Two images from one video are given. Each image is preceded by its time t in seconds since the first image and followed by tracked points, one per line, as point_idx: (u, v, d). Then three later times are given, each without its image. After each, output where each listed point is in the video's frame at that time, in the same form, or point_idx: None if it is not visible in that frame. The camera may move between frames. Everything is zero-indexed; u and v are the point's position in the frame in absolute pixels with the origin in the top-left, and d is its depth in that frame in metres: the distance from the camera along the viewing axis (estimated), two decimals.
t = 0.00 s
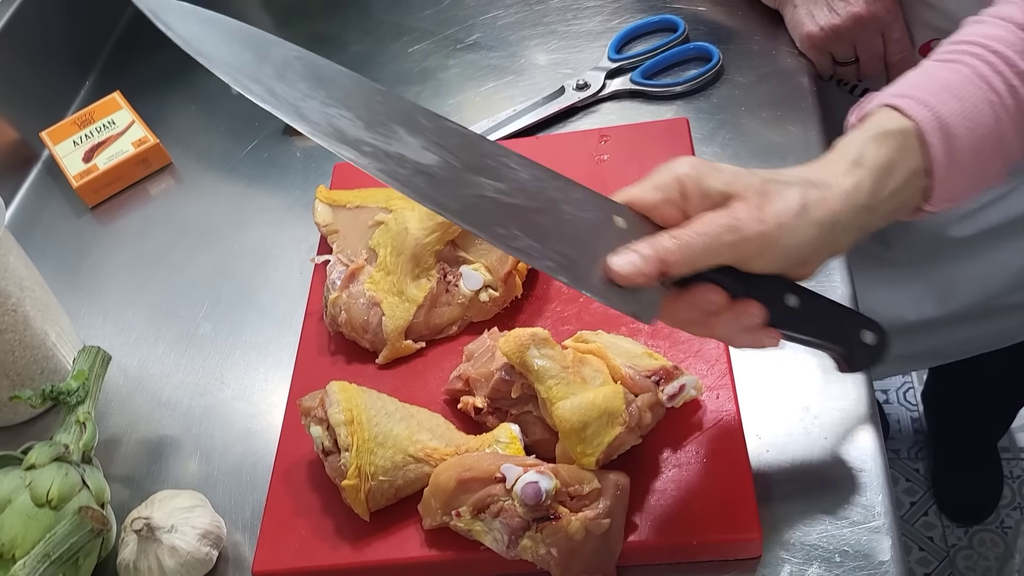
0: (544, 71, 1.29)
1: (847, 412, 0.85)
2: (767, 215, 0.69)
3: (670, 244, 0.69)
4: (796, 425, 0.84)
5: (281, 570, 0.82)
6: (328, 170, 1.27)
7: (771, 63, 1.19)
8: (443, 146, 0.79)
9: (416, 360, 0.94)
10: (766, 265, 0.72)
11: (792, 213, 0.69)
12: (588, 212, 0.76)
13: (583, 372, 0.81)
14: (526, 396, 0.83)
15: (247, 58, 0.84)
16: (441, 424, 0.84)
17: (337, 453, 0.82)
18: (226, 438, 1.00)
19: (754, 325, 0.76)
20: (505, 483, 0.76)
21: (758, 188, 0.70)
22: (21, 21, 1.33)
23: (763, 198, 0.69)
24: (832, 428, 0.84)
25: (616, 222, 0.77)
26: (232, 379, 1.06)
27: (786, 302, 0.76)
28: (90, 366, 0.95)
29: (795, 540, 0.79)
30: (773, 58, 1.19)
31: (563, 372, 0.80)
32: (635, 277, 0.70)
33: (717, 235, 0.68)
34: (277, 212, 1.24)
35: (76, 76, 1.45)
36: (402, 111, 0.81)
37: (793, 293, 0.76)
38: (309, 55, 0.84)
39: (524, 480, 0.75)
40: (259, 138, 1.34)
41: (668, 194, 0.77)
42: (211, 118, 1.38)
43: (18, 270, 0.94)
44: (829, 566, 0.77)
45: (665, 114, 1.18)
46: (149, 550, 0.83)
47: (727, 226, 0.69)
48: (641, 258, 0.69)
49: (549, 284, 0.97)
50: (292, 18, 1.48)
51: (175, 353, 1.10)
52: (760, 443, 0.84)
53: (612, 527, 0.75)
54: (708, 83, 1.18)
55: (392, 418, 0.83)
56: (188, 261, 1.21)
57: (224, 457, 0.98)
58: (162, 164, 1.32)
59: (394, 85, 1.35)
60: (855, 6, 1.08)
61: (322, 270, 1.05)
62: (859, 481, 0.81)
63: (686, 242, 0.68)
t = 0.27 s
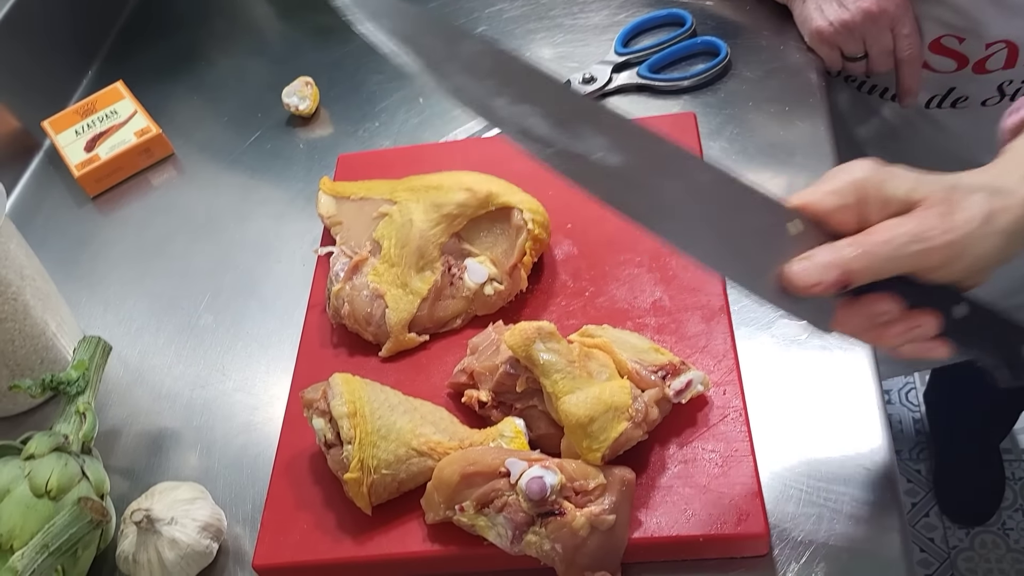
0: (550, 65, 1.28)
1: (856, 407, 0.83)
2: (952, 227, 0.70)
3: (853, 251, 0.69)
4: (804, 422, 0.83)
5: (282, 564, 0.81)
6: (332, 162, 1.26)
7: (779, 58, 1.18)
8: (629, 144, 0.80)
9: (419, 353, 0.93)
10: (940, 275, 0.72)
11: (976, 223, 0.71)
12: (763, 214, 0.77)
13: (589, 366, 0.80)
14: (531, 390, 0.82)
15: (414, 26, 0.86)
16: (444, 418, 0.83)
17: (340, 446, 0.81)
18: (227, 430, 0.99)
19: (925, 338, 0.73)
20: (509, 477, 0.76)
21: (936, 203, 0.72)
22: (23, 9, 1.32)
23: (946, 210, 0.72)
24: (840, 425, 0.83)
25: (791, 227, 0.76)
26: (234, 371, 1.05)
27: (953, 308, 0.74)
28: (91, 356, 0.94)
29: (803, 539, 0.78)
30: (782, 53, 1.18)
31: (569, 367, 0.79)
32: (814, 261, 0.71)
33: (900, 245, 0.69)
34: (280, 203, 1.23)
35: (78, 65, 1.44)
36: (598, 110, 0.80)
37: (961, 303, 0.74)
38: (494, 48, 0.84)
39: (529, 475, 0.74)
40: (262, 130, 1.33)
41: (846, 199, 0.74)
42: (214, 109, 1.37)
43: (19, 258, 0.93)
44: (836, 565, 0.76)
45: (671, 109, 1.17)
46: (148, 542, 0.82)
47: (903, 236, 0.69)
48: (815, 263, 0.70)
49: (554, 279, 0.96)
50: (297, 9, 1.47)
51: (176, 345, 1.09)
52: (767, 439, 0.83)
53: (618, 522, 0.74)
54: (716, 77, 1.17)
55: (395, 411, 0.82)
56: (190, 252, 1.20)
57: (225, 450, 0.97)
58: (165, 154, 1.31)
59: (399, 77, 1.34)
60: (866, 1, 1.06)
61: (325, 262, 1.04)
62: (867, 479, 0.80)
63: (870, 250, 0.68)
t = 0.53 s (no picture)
0: (557, 60, 1.26)
1: (870, 411, 0.82)
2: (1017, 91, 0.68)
3: (913, 113, 0.68)
4: (815, 425, 0.82)
5: (281, 565, 0.79)
6: (336, 156, 1.24)
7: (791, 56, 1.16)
8: (708, 15, 0.83)
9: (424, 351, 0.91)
10: (1003, 138, 0.72)
11: None
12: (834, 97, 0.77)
13: (598, 367, 0.77)
14: (537, 390, 0.80)
15: None
16: (448, 417, 0.81)
17: (341, 445, 0.79)
18: (226, 427, 0.97)
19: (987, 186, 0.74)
20: (514, 479, 0.74)
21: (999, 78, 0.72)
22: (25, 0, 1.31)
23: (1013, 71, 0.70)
24: (852, 429, 0.81)
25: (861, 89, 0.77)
26: (234, 367, 1.03)
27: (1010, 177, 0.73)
28: (89, 351, 0.92)
29: (814, 545, 0.76)
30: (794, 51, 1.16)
31: (577, 367, 0.77)
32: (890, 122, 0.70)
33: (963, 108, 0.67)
34: (282, 198, 1.21)
35: (80, 58, 1.42)
36: None
37: None
38: None
39: (535, 477, 0.72)
40: (266, 123, 1.31)
41: (920, 61, 0.75)
42: (216, 102, 1.36)
43: (16, 251, 0.91)
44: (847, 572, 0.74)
45: (681, 106, 1.16)
46: (145, 541, 0.80)
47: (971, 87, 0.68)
48: (881, 122, 0.70)
49: (560, 277, 0.94)
50: (301, 2, 1.45)
51: (176, 341, 1.08)
52: (777, 443, 0.82)
53: (625, 526, 0.73)
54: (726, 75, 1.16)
55: (398, 410, 0.80)
56: (191, 246, 1.18)
57: (224, 447, 0.95)
58: (167, 147, 1.29)
59: (405, 72, 1.32)
60: None
61: (327, 258, 1.02)
62: (880, 484, 0.78)
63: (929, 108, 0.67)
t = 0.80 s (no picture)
0: (564, 50, 1.24)
1: (880, 412, 0.81)
2: (939, 56, 0.83)
3: (847, 77, 0.82)
4: (825, 423, 0.81)
5: (278, 561, 0.78)
6: (338, 144, 1.22)
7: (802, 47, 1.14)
8: None
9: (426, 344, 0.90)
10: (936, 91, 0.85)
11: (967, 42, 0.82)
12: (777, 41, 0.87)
13: (603, 362, 0.77)
14: (541, 385, 0.79)
15: None
16: (450, 412, 0.80)
17: (341, 439, 0.77)
18: (223, 419, 0.96)
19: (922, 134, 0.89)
20: (517, 476, 0.72)
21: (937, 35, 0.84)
22: None
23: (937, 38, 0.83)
24: (862, 428, 0.80)
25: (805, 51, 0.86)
26: (232, 358, 1.01)
27: (961, 111, 0.85)
28: (84, 339, 0.91)
29: (823, 547, 0.75)
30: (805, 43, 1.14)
31: (582, 362, 0.75)
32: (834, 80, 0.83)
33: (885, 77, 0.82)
34: (283, 186, 1.19)
35: (78, 42, 1.40)
36: None
37: (969, 105, 0.84)
38: None
39: (538, 474, 0.71)
40: (266, 110, 1.29)
41: (852, 27, 0.89)
42: (217, 88, 1.34)
43: (11, 236, 0.89)
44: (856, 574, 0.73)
45: (689, 97, 1.14)
46: (139, 534, 0.79)
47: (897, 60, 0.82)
48: (819, 85, 0.84)
49: (566, 269, 0.92)
50: None
51: (173, 330, 1.06)
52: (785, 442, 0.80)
53: (630, 526, 0.71)
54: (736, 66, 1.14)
55: (399, 404, 0.79)
56: (189, 233, 1.17)
57: (221, 439, 0.94)
58: (166, 133, 1.27)
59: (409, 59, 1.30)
60: None
61: (328, 248, 1.00)
62: (890, 486, 0.77)
63: (861, 77, 0.82)
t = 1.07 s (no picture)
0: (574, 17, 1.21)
1: (896, 392, 0.79)
2: (903, 20, 0.81)
3: (819, 49, 0.81)
4: (840, 402, 0.79)
5: (279, 537, 0.76)
6: (341, 112, 1.20)
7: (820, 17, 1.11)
8: None
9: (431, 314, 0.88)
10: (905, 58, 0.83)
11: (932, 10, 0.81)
12: None
13: (614, 338, 0.74)
14: (550, 361, 0.77)
15: None
16: (457, 387, 0.77)
17: (344, 414, 0.76)
18: (224, 391, 0.94)
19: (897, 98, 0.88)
20: (526, 454, 0.71)
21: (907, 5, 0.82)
22: None
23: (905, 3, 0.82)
24: (877, 408, 0.79)
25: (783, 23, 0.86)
26: (233, 329, 0.99)
27: (937, 74, 0.82)
28: (81, 309, 0.89)
29: (837, 529, 0.73)
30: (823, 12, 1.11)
31: (593, 339, 0.73)
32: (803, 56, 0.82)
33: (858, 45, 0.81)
34: (285, 154, 1.16)
35: (76, 4, 1.37)
36: None
37: (942, 69, 0.82)
38: None
39: (547, 453, 0.69)
40: (268, 76, 1.26)
41: None
42: (217, 53, 1.31)
43: (6, 203, 0.87)
44: (871, 557, 0.71)
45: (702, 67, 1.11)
46: (138, 509, 0.77)
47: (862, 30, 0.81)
48: (794, 60, 0.83)
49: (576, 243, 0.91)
50: None
51: (173, 301, 1.04)
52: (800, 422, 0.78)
53: (641, 505, 0.69)
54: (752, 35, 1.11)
55: (405, 379, 0.77)
56: (189, 202, 1.14)
57: (222, 412, 0.92)
58: (165, 99, 1.25)
59: (414, 25, 1.27)
60: None
61: (331, 218, 0.98)
62: (906, 467, 0.75)
63: (833, 48, 0.81)
